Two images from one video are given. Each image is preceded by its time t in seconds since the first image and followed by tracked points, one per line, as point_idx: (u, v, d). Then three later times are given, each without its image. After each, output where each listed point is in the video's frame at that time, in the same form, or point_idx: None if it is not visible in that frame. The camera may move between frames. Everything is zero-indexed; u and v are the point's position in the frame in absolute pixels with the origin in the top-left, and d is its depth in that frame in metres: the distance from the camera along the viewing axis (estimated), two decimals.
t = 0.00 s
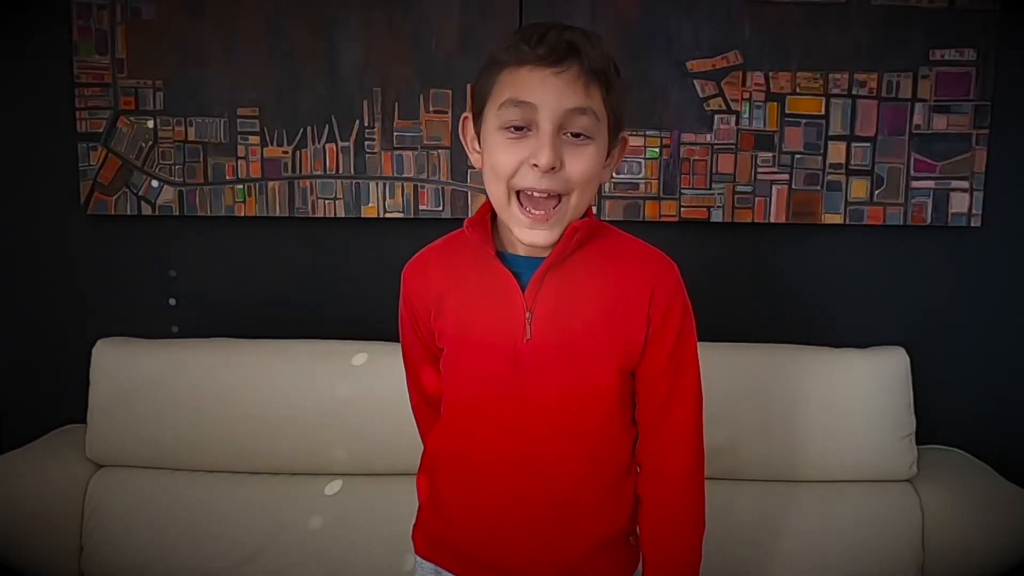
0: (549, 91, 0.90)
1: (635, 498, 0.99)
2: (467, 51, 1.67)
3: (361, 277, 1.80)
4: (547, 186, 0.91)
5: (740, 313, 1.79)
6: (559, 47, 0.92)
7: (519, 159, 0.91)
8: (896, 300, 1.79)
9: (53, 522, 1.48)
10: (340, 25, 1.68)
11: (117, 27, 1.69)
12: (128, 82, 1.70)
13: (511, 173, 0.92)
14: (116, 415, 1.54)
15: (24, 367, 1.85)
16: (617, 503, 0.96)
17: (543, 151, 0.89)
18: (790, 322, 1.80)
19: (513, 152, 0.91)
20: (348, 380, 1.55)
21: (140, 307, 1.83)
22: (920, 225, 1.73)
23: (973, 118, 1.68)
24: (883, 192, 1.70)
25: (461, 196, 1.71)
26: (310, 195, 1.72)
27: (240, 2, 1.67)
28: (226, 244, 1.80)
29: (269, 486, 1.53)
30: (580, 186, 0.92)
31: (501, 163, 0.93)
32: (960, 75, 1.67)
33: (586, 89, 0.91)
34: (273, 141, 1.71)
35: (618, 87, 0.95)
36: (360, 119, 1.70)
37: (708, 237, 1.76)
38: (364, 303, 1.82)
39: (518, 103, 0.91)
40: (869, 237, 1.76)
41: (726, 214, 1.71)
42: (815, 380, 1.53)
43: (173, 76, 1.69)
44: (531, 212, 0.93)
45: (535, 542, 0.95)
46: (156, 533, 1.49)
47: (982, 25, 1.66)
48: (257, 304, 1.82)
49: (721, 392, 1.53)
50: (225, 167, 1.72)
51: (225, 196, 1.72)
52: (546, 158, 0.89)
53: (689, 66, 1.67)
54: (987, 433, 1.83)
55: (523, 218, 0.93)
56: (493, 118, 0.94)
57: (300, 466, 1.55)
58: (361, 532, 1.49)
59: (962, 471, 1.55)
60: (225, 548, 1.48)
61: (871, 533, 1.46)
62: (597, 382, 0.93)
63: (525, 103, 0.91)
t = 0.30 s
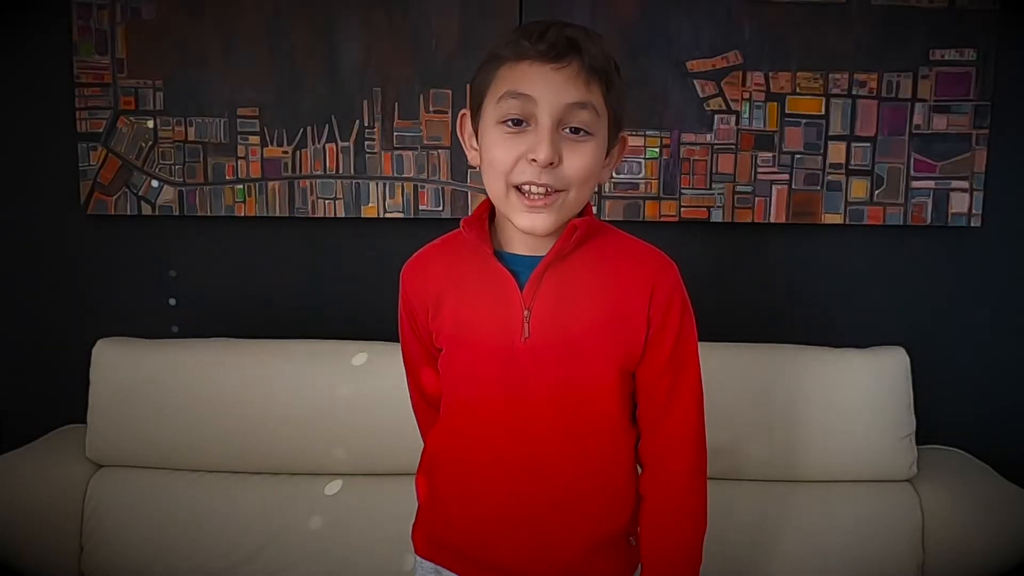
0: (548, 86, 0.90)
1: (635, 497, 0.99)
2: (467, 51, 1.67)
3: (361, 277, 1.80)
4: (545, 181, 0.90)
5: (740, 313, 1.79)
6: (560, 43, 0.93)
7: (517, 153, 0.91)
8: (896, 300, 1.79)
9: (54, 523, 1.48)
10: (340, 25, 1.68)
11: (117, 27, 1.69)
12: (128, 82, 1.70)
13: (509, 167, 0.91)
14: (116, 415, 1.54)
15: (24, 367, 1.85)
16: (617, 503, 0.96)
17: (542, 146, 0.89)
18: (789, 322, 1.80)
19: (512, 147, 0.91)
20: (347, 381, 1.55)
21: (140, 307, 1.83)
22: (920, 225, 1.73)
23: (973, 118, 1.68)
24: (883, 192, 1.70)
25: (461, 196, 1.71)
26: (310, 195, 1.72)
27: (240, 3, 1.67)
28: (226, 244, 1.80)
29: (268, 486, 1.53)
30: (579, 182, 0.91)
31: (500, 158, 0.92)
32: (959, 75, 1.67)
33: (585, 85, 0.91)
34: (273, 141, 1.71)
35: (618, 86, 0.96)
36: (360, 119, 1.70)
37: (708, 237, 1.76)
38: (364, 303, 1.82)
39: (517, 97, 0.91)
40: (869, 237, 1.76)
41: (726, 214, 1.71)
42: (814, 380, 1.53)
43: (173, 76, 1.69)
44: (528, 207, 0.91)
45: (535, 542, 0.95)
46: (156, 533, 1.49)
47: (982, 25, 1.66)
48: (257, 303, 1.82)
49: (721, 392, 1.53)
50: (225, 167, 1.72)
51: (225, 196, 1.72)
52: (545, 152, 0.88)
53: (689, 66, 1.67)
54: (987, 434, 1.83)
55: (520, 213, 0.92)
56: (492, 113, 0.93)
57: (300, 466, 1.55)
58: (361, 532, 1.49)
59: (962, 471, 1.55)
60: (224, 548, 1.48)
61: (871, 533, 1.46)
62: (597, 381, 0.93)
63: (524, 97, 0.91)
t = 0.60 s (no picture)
0: (548, 86, 0.90)
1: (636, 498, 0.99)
2: (467, 51, 1.67)
3: (361, 277, 1.80)
4: (544, 182, 0.90)
5: (740, 313, 1.79)
6: (560, 42, 0.93)
7: (517, 154, 0.91)
8: (896, 300, 1.79)
9: (54, 523, 1.48)
10: (340, 25, 1.68)
11: (117, 27, 1.69)
12: (128, 82, 1.70)
13: (509, 168, 0.91)
14: (116, 415, 1.54)
15: (24, 367, 1.85)
16: (617, 504, 0.96)
17: (541, 146, 0.89)
18: (789, 322, 1.80)
19: (511, 147, 0.91)
20: (347, 380, 1.55)
21: (140, 307, 1.83)
22: (920, 225, 1.73)
23: (973, 118, 1.68)
24: (883, 192, 1.70)
25: (461, 196, 1.71)
26: (310, 195, 1.72)
27: (240, 2, 1.67)
28: (226, 244, 1.80)
29: (268, 486, 1.53)
30: (578, 184, 0.91)
31: (499, 158, 0.92)
32: (960, 75, 1.67)
33: (586, 85, 0.91)
34: (273, 141, 1.71)
35: (618, 86, 0.96)
36: (360, 119, 1.70)
37: (708, 237, 1.76)
38: (364, 304, 1.82)
39: (517, 97, 0.91)
40: (869, 237, 1.76)
41: (726, 214, 1.71)
42: (814, 380, 1.53)
43: (173, 76, 1.69)
44: (527, 208, 0.91)
45: (535, 543, 0.95)
46: (156, 533, 1.49)
47: (982, 25, 1.66)
48: (257, 303, 1.82)
49: (720, 392, 1.53)
50: (225, 167, 1.72)
51: (225, 196, 1.72)
52: (544, 153, 0.88)
53: (689, 66, 1.67)
54: (987, 434, 1.83)
55: (519, 214, 0.92)
56: (491, 113, 0.94)
57: (300, 466, 1.55)
58: (360, 532, 1.49)
59: (961, 471, 1.55)
60: (224, 548, 1.48)
61: (870, 533, 1.46)
62: (597, 383, 0.93)
63: (524, 97, 0.91)
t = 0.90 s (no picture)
0: (544, 82, 0.90)
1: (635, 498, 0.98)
2: (467, 50, 1.67)
3: (361, 277, 1.80)
4: (540, 180, 0.90)
5: (740, 313, 1.79)
6: (556, 38, 0.93)
7: (512, 152, 0.91)
8: (896, 300, 1.79)
9: (53, 523, 1.48)
10: (340, 25, 1.68)
11: (117, 28, 1.69)
12: (128, 82, 1.70)
13: (504, 166, 0.91)
14: (115, 415, 1.54)
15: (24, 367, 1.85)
16: (616, 504, 0.96)
17: (537, 144, 0.89)
18: (789, 322, 1.80)
19: (506, 145, 0.91)
20: (347, 380, 1.55)
21: (140, 307, 1.83)
22: (920, 225, 1.73)
23: (973, 118, 1.68)
24: (883, 192, 1.70)
25: (461, 196, 1.71)
26: (310, 195, 1.72)
27: (240, 2, 1.67)
28: (226, 244, 1.80)
29: (268, 486, 1.53)
30: (575, 182, 0.91)
31: (494, 156, 0.92)
32: (960, 76, 1.67)
33: (582, 81, 0.91)
34: (273, 141, 1.71)
35: (614, 83, 0.96)
36: (360, 119, 1.70)
37: (708, 237, 1.76)
38: (364, 304, 1.82)
39: (512, 94, 0.91)
40: (869, 237, 1.76)
41: (726, 214, 1.71)
42: (814, 379, 1.53)
43: (173, 76, 1.69)
44: (523, 207, 0.91)
45: (534, 543, 0.95)
46: (156, 533, 1.49)
47: (982, 26, 1.66)
48: (256, 303, 1.82)
49: (720, 393, 1.53)
50: (225, 167, 1.72)
51: (225, 196, 1.72)
52: (540, 150, 0.88)
53: (689, 66, 1.67)
54: (987, 434, 1.83)
55: (514, 213, 0.91)
56: (486, 110, 0.94)
57: (300, 466, 1.55)
58: (360, 532, 1.49)
59: (962, 471, 1.55)
60: (225, 548, 1.48)
61: (870, 533, 1.46)
62: (596, 383, 0.93)
63: (519, 95, 0.91)
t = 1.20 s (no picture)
0: (535, 80, 0.90)
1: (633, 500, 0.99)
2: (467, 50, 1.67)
3: (361, 277, 1.80)
4: (531, 181, 0.90)
5: (739, 313, 1.80)
6: (548, 33, 0.92)
7: (502, 151, 0.91)
8: (895, 300, 1.79)
9: (53, 523, 1.48)
10: (340, 25, 1.68)
11: (117, 27, 1.69)
12: (128, 82, 1.70)
13: (494, 166, 0.91)
14: (115, 415, 1.55)
15: (24, 367, 1.85)
16: (615, 505, 0.96)
17: (528, 145, 0.89)
18: (789, 322, 1.80)
19: (496, 145, 0.91)
20: (348, 381, 1.55)
21: (140, 307, 1.83)
22: (920, 225, 1.73)
23: (973, 118, 1.68)
24: (883, 192, 1.70)
25: (461, 196, 1.71)
26: (310, 195, 1.72)
27: (240, 2, 1.67)
28: (226, 244, 1.80)
29: (268, 486, 1.53)
30: (567, 183, 0.91)
31: (484, 155, 0.92)
32: (959, 76, 1.67)
33: (575, 79, 0.91)
34: (273, 141, 1.71)
35: (608, 79, 0.95)
36: (360, 119, 1.70)
37: (708, 237, 1.76)
38: (364, 304, 1.82)
39: (502, 91, 0.91)
40: (869, 237, 1.76)
41: (726, 214, 1.71)
42: (812, 379, 1.53)
43: (173, 76, 1.69)
44: (515, 208, 0.92)
45: (534, 544, 0.95)
46: (155, 533, 1.49)
47: (982, 26, 1.66)
48: (256, 303, 1.82)
49: (720, 393, 1.53)
50: (225, 167, 1.72)
51: (225, 196, 1.72)
52: (531, 151, 0.88)
53: (689, 66, 1.67)
54: (986, 434, 1.83)
55: (505, 214, 0.92)
56: (476, 108, 0.93)
57: (301, 466, 1.55)
58: (360, 531, 1.49)
59: (961, 471, 1.55)
60: (225, 548, 1.48)
61: (869, 533, 1.46)
62: (592, 387, 0.93)
63: (509, 93, 0.90)
